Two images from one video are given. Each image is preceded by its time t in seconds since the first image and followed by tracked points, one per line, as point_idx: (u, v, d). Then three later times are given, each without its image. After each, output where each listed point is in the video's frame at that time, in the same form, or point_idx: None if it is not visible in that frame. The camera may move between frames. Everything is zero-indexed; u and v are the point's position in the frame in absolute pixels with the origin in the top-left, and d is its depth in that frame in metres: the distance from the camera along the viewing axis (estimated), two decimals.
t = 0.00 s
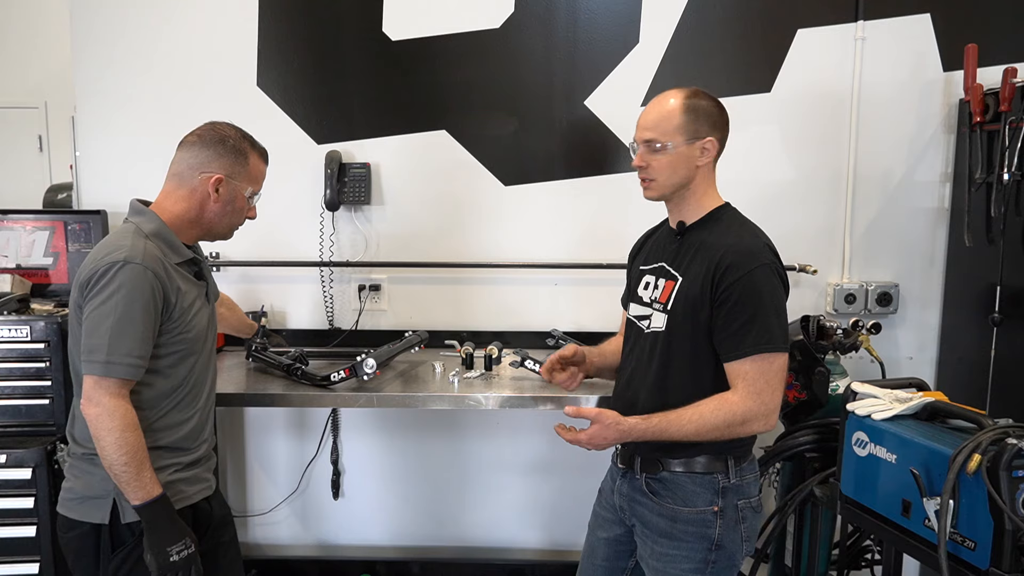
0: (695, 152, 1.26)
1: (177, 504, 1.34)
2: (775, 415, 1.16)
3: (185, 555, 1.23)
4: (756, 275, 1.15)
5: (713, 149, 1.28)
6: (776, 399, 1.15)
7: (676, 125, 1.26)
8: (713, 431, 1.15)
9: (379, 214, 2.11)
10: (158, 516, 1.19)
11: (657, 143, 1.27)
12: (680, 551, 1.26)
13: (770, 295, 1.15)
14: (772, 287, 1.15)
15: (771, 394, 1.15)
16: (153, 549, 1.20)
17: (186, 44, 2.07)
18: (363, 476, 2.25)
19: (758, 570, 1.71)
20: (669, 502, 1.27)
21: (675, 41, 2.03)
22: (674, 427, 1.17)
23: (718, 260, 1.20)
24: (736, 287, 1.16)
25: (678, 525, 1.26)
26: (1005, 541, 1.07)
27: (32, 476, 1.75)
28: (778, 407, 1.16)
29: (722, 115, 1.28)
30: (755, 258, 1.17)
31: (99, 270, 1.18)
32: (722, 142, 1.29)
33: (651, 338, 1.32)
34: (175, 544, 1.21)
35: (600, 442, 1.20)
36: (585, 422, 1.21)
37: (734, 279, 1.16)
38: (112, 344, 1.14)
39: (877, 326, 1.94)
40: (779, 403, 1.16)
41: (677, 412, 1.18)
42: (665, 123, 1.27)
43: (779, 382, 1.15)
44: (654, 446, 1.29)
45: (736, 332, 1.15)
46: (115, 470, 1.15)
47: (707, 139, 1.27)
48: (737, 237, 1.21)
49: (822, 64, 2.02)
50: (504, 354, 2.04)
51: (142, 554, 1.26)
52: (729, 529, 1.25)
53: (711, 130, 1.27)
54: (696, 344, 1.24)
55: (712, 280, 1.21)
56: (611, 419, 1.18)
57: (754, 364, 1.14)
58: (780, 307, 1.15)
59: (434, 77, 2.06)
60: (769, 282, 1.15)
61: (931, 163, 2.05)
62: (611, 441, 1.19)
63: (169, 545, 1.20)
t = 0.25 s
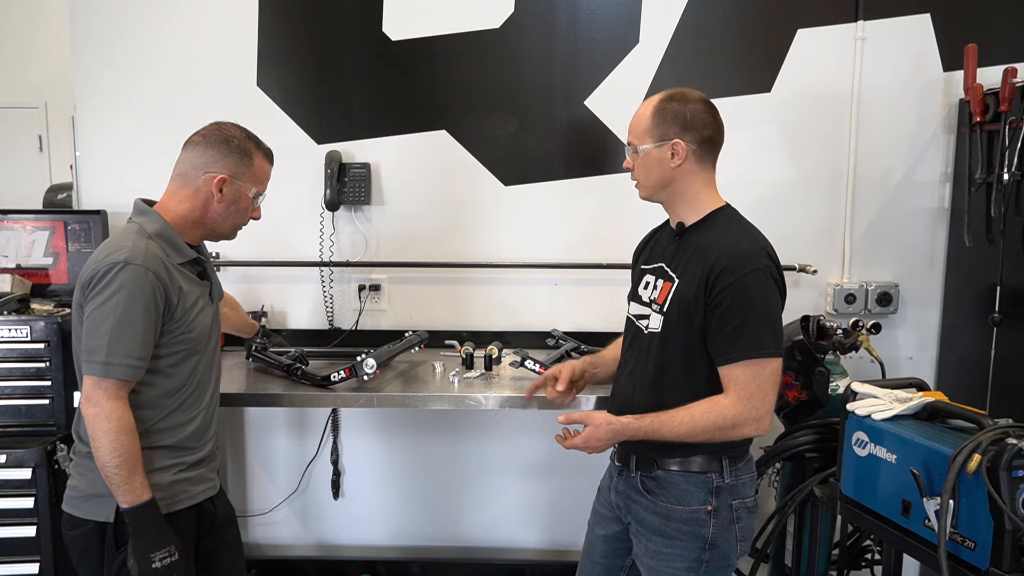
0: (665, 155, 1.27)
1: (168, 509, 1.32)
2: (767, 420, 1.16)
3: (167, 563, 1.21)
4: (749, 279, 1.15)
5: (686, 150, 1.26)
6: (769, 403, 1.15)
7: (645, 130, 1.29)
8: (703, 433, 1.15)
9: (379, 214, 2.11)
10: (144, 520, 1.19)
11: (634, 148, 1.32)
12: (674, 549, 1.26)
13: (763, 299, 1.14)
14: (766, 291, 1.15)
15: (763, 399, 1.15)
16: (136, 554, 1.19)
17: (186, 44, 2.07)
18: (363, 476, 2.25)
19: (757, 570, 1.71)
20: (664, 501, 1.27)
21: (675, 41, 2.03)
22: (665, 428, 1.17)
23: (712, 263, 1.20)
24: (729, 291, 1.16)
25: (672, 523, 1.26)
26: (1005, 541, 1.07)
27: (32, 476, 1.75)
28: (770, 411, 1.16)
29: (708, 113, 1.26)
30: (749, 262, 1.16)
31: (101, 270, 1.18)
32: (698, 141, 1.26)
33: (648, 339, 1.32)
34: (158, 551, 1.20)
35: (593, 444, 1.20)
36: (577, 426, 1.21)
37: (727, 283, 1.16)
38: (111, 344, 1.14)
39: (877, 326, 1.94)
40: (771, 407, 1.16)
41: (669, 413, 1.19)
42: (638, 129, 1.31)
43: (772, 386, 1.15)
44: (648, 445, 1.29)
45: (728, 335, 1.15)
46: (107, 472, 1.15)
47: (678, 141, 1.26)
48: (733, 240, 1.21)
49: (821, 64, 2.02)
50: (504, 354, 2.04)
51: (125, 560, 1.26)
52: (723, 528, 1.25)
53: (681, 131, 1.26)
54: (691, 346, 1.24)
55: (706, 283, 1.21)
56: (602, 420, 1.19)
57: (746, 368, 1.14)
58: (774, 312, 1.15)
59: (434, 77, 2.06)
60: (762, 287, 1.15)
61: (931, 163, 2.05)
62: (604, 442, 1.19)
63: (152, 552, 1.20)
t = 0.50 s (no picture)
0: (662, 154, 1.27)
1: (173, 510, 1.31)
2: (764, 420, 1.15)
3: (167, 564, 1.21)
4: (744, 279, 1.15)
5: (682, 148, 1.26)
6: (766, 403, 1.14)
7: (641, 131, 1.30)
8: (699, 433, 1.15)
9: (379, 214, 2.11)
10: (145, 520, 1.19)
11: (631, 149, 1.32)
12: (674, 548, 1.26)
13: (758, 299, 1.14)
14: (761, 291, 1.15)
15: (759, 399, 1.14)
16: (136, 555, 1.19)
17: (185, 44, 2.07)
18: (363, 476, 2.25)
19: (757, 570, 1.71)
20: (664, 500, 1.27)
21: (675, 41, 2.03)
22: (662, 428, 1.17)
23: (707, 263, 1.20)
24: (724, 291, 1.16)
25: (672, 522, 1.26)
26: (1005, 541, 1.07)
27: (32, 476, 1.75)
28: (767, 411, 1.15)
29: (704, 112, 1.26)
30: (745, 262, 1.16)
31: (107, 269, 1.18)
32: (694, 140, 1.26)
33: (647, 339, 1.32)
34: (159, 551, 1.20)
35: (592, 443, 1.20)
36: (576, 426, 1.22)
37: (722, 283, 1.16)
38: (117, 344, 1.15)
39: (877, 326, 1.94)
40: (767, 407, 1.15)
41: (666, 413, 1.19)
42: (635, 130, 1.32)
43: (768, 386, 1.14)
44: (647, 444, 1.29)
45: (723, 335, 1.15)
46: (111, 471, 1.16)
47: (673, 140, 1.26)
48: (730, 240, 1.20)
49: (821, 64, 2.02)
50: (504, 354, 2.04)
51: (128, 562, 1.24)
52: (723, 527, 1.25)
53: (677, 130, 1.26)
54: (688, 346, 1.24)
55: (702, 283, 1.20)
56: (599, 419, 1.20)
57: (741, 368, 1.13)
58: (769, 311, 1.14)
59: (434, 77, 2.06)
60: (757, 286, 1.15)
61: (931, 163, 2.05)
62: (603, 442, 1.20)
63: (152, 552, 1.20)
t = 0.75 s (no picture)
0: (659, 154, 1.27)
1: (189, 505, 1.32)
2: (766, 419, 1.15)
3: (188, 557, 1.22)
4: (744, 278, 1.15)
5: (679, 148, 1.26)
6: (768, 402, 1.14)
7: (638, 131, 1.29)
8: (702, 433, 1.15)
9: (379, 214, 2.11)
10: (163, 517, 1.20)
11: (629, 149, 1.32)
12: (676, 548, 1.26)
13: (758, 298, 1.14)
14: (761, 290, 1.14)
15: (761, 397, 1.14)
16: (157, 551, 1.20)
17: (185, 44, 2.07)
18: (364, 476, 2.25)
19: (758, 570, 1.71)
20: (667, 500, 1.27)
21: (675, 41, 2.03)
22: (665, 428, 1.17)
23: (707, 263, 1.20)
24: (723, 290, 1.15)
25: (675, 522, 1.26)
26: (1005, 541, 1.07)
27: (32, 476, 1.75)
28: (769, 410, 1.15)
29: (700, 111, 1.26)
30: (744, 261, 1.16)
31: (111, 269, 1.18)
32: (691, 139, 1.26)
33: (647, 340, 1.32)
34: (179, 546, 1.21)
35: (596, 445, 1.21)
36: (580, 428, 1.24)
37: (722, 282, 1.16)
38: (123, 344, 1.15)
39: (877, 326, 1.94)
40: (770, 406, 1.15)
41: (669, 412, 1.19)
42: (632, 130, 1.31)
43: (770, 386, 1.14)
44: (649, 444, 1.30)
45: (723, 335, 1.15)
46: (124, 470, 1.16)
47: (671, 140, 1.26)
48: (729, 239, 1.20)
49: (822, 64, 2.02)
50: (504, 354, 2.05)
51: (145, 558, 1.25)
52: (725, 527, 1.25)
53: (674, 130, 1.26)
54: (689, 346, 1.24)
55: (702, 283, 1.20)
56: (603, 421, 1.21)
57: (742, 367, 1.13)
58: (770, 310, 1.14)
59: (434, 77, 2.06)
60: (757, 285, 1.14)
61: (931, 163, 2.05)
62: (607, 443, 1.21)
63: (172, 547, 1.21)
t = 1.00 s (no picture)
0: (653, 154, 1.28)
1: (191, 503, 1.33)
2: (767, 418, 1.15)
3: (198, 557, 1.22)
4: (744, 277, 1.15)
5: (672, 147, 1.26)
6: (768, 402, 1.14)
7: (633, 133, 1.31)
8: (702, 433, 1.15)
9: (379, 214, 2.11)
10: (172, 518, 1.20)
11: (626, 151, 1.34)
12: (676, 547, 1.26)
13: (758, 297, 1.14)
14: (761, 290, 1.14)
15: (762, 397, 1.14)
16: (167, 551, 1.19)
17: (185, 43, 2.07)
18: (364, 476, 2.25)
19: (758, 570, 1.71)
20: (667, 499, 1.27)
21: (675, 41, 2.03)
22: (665, 428, 1.17)
23: (707, 262, 1.20)
24: (724, 289, 1.16)
25: (675, 521, 1.26)
26: (1005, 541, 1.07)
27: (32, 476, 1.75)
28: (769, 410, 1.15)
29: (694, 110, 1.26)
30: (743, 261, 1.16)
31: (119, 273, 1.18)
32: (684, 139, 1.26)
33: (648, 339, 1.32)
34: (189, 546, 1.21)
35: (597, 443, 1.21)
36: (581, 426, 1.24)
37: (722, 281, 1.16)
38: (132, 348, 1.15)
39: (877, 326, 1.94)
40: (771, 405, 1.15)
41: (670, 412, 1.19)
42: (629, 132, 1.33)
43: (770, 386, 1.14)
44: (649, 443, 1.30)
45: (724, 334, 1.15)
46: (133, 472, 1.16)
47: (664, 140, 1.27)
48: (729, 238, 1.20)
49: (822, 64, 2.02)
50: (504, 354, 2.04)
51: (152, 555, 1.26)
52: (725, 526, 1.25)
53: (667, 130, 1.26)
54: (689, 345, 1.24)
55: (702, 283, 1.20)
56: (604, 419, 1.21)
57: (743, 367, 1.13)
58: (770, 310, 1.14)
59: (434, 77, 2.06)
60: (757, 285, 1.14)
61: (931, 163, 2.05)
62: (608, 442, 1.21)
63: (182, 547, 1.20)
